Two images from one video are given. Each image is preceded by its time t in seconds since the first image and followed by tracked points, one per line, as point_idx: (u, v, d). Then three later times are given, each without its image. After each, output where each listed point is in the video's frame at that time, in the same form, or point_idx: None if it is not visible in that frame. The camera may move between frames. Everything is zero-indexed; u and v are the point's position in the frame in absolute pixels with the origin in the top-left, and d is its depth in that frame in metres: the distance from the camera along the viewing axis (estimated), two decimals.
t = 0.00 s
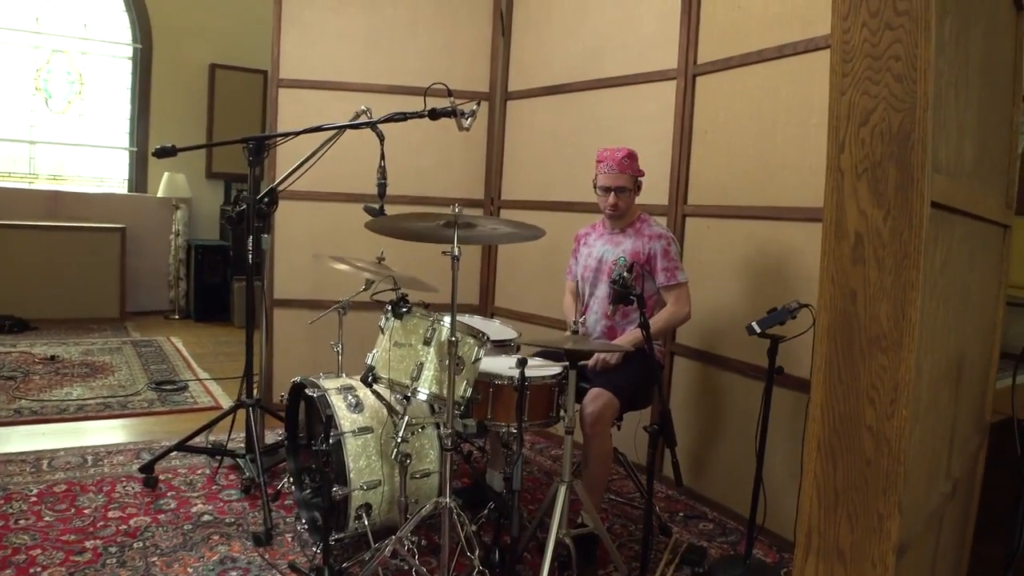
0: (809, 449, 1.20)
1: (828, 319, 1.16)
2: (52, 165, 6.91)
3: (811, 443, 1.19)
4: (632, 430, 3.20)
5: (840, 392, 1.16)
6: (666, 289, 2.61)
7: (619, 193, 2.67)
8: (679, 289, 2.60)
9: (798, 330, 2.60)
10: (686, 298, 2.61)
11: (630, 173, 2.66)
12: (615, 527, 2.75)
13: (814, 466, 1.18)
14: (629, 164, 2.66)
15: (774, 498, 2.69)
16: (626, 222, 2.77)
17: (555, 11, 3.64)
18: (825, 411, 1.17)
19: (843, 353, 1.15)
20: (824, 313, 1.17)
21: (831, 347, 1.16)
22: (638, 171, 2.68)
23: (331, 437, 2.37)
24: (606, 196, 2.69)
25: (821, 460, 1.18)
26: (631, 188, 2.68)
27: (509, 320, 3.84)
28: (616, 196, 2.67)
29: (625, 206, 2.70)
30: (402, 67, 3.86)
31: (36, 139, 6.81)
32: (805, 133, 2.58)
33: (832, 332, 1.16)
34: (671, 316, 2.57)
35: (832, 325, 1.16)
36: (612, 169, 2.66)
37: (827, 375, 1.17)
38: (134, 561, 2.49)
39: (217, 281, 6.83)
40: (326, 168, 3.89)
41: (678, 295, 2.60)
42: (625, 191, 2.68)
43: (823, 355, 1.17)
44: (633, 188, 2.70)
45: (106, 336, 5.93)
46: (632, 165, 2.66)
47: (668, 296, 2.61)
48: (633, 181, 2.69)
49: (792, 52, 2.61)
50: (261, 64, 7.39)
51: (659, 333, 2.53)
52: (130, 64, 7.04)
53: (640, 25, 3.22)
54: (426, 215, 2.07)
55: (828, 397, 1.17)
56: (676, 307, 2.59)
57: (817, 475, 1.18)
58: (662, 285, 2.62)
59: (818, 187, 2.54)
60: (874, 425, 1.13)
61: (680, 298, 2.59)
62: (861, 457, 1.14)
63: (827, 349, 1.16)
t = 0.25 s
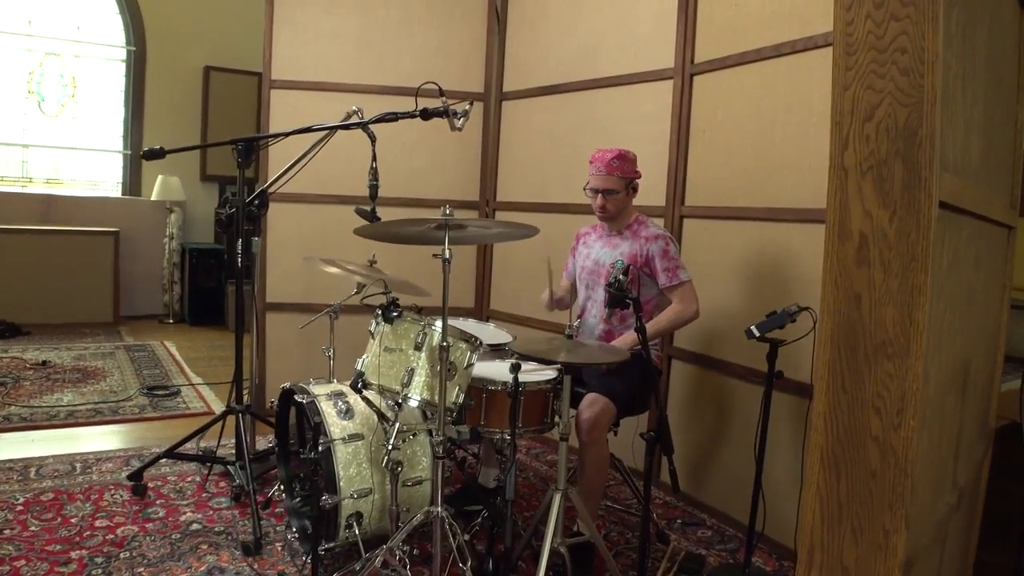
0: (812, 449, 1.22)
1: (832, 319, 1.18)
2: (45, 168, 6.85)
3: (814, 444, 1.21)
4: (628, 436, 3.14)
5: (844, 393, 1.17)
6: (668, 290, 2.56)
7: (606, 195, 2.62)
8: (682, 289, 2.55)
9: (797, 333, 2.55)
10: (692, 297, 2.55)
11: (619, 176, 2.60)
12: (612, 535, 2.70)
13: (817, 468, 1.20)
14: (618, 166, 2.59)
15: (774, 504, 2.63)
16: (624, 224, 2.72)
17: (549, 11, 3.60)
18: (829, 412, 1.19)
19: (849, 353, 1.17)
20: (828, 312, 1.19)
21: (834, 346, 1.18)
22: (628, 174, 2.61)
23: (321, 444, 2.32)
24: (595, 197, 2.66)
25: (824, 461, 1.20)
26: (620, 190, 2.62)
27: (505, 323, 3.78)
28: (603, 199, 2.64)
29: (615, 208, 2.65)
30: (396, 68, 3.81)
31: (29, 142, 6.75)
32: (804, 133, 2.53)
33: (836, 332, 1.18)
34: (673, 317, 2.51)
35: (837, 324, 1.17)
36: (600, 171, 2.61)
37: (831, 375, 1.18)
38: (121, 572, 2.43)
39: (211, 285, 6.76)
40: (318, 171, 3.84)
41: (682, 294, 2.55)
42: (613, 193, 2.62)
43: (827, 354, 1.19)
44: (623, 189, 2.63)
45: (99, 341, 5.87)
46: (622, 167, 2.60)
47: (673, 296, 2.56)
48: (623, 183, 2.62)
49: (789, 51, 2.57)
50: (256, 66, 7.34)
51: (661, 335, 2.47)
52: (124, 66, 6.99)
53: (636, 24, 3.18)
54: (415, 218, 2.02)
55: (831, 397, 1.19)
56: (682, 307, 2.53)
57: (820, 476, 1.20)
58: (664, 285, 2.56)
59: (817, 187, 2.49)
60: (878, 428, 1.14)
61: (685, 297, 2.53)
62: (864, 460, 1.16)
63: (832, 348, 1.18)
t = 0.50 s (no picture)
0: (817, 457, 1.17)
1: (836, 320, 1.14)
2: (41, 170, 6.81)
3: (819, 452, 1.16)
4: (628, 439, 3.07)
5: (851, 399, 1.13)
6: (664, 290, 2.50)
7: (593, 193, 2.57)
8: (679, 289, 2.49)
9: (801, 334, 2.49)
10: (689, 297, 2.48)
11: (605, 173, 2.56)
12: (611, 541, 2.64)
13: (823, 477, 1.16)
14: (605, 163, 2.57)
15: (777, 509, 2.57)
16: (620, 223, 2.67)
17: (546, 7, 3.54)
18: (835, 419, 1.15)
19: (855, 356, 1.13)
20: (833, 314, 1.15)
21: (840, 349, 1.14)
22: (615, 171, 2.56)
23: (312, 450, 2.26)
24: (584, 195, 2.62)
25: (829, 470, 1.15)
26: (607, 188, 2.57)
27: (503, 325, 3.72)
28: (590, 197, 2.58)
29: (602, 206, 2.60)
30: (391, 66, 3.75)
31: (25, 144, 6.71)
32: (805, 129, 2.47)
33: (842, 334, 1.14)
34: (670, 317, 2.44)
35: (843, 326, 1.13)
36: (589, 167, 2.59)
37: (836, 380, 1.14)
38: None
39: (208, 286, 6.71)
40: (313, 170, 3.79)
41: (679, 294, 2.48)
42: (601, 191, 2.58)
43: (831, 358, 1.15)
44: (611, 187, 2.57)
45: (95, 344, 5.81)
46: (608, 165, 2.56)
47: (670, 296, 2.50)
48: (611, 181, 2.57)
49: (790, 45, 2.51)
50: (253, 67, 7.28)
51: (660, 336, 2.41)
52: (120, 67, 6.95)
53: (634, 19, 3.12)
54: (405, 217, 1.96)
55: (837, 403, 1.14)
56: (678, 307, 2.46)
57: (826, 486, 1.16)
58: (660, 285, 2.51)
59: (820, 184, 2.43)
60: (887, 435, 1.10)
61: (682, 296, 2.47)
62: (872, 469, 1.12)
63: (837, 351, 1.14)
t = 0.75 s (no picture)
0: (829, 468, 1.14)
1: (851, 323, 1.11)
2: (48, 171, 6.80)
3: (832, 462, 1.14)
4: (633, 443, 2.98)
5: (865, 406, 1.10)
6: (677, 291, 2.42)
7: (609, 189, 2.49)
8: (691, 291, 2.42)
9: (813, 335, 2.40)
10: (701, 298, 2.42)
11: (620, 168, 2.48)
12: (617, 548, 2.56)
13: (835, 489, 1.13)
14: (619, 158, 2.48)
15: (787, 516, 2.49)
16: (627, 220, 2.59)
17: (550, 2, 3.47)
18: (848, 428, 1.12)
19: (871, 361, 1.09)
20: (846, 316, 1.11)
21: (855, 352, 1.11)
22: (628, 166, 2.49)
23: (308, 455, 2.20)
24: (596, 192, 2.52)
25: (842, 482, 1.12)
26: (622, 184, 2.49)
27: (508, 325, 3.65)
28: (606, 193, 2.49)
29: (617, 202, 2.52)
30: (393, 63, 3.69)
31: (31, 146, 6.70)
32: (816, 123, 2.39)
33: (857, 337, 1.10)
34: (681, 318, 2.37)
35: (858, 329, 1.10)
36: (601, 163, 2.49)
37: (850, 385, 1.11)
38: None
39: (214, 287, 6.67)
40: (314, 169, 3.73)
41: (693, 296, 2.41)
42: (615, 187, 2.49)
43: (844, 363, 1.12)
44: (624, 183, 2.50)
45: (100, 345, 5.79)
46: (622, 160, 2.48)
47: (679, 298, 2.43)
48: (624, 176, 2.50)
49: (800, 37, 2.42)
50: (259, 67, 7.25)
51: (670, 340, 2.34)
52: (125, 68, 6.93)
53: (640, 13, 3.04)
54: (398, 214, 1.91)
55: (850, 410, 1.11)
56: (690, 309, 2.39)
57: (838, 498, 1.13)
58: (672, 286, 2.43)
59: (833, 180, 2.34)
60: (905, 445, 1.07)
61: (693, 297, 2.40)
62: (887, 481, 1.09)
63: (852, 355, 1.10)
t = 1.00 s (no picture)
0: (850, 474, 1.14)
1: (873, 321, 1.09)
2: (62, 168, 6.82)
3: (853, 468, 1.13)
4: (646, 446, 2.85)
5: (889, 410, 1.09)
6: (686, 284, 2.35)
7: (631, 180, 2.41)
8: (702, 284, 2.34)
9: (831, 334, 2.32)
10: (712, 293, 2.34)
11: (641, 158, 2.40)
12: (627, 553, 2.48)
13: (855, 496, 1.13)
14: (640, 148, 2.40)
15: (804, 523, 2.40)
16: (642, 213, 2.51)
17: None
18: (871, 433, 1.10)
19: (894, 361, 1.08)
20: (869, 315, 1.10)
21: (879, 349, 1.09)
22: (649, 157, 2.42)
23: (309, 456, 2.15)
24: (615, 183, 2.44)
25: (862, 488, 1.12)
26: (643, 175, 2.42)
27: (519, 324, 3.57)
28: (627, 184, 2.42)
29: (637, 193, 2.44)
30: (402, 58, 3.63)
31: (45, 144, 6.73)
32: (835, 116, 2.30)
33: (879, 336, 1.09)
34: (692, 314, 2.30)
35: (881, 327, 1.08)
36: (621, 154, 2.41)
37: (872, 387, 1.10)
38: None
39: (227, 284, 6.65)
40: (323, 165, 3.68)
41: (701, 289, 2.34)
42: (636, 177, 2.42)
43: (866, 363, 1.10)
44: (644, 174, 2.43)
45: (113, 342, 5.78)
46: (643, 150, 2.41)
47: (690, 292, 2.35)
48: (645, 167, 2.43)
49: (818, 26, 2.33)
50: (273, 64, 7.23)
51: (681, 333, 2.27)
52: (139, 65, 6.93)
53: (653, 4, 2.96)
54: (400, 207, 1.89)
55: (872, 413, 1.10)
56: (702, 303, 2.33)
57: (859, 505, 1.12)
58: (682, 279, 2.36)
59: (852, 174, 2.25)
60: (929, 453, 1.04)
61: (704, 292, 2.33)
62: (909, 491, 1.07)
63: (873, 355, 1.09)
